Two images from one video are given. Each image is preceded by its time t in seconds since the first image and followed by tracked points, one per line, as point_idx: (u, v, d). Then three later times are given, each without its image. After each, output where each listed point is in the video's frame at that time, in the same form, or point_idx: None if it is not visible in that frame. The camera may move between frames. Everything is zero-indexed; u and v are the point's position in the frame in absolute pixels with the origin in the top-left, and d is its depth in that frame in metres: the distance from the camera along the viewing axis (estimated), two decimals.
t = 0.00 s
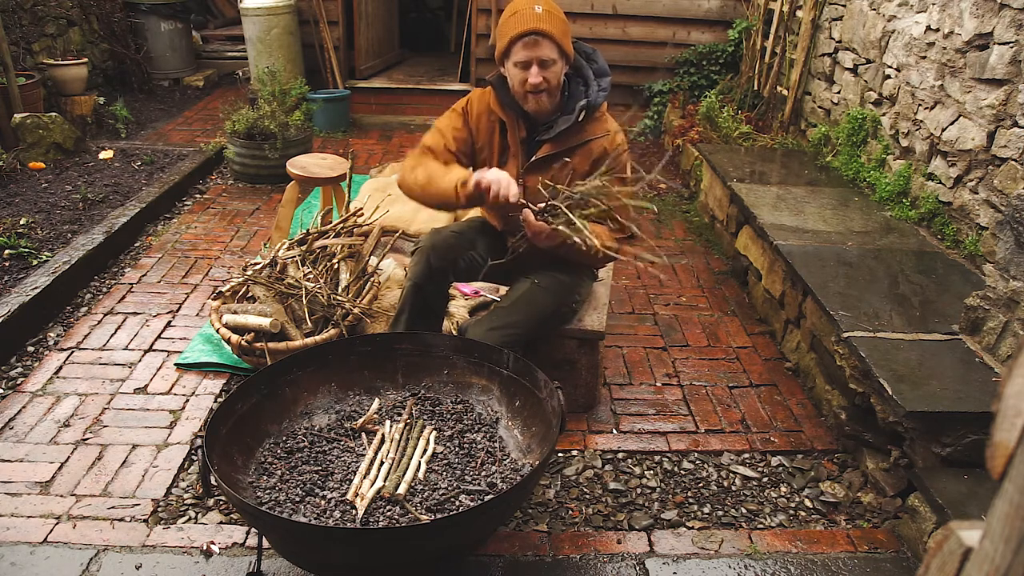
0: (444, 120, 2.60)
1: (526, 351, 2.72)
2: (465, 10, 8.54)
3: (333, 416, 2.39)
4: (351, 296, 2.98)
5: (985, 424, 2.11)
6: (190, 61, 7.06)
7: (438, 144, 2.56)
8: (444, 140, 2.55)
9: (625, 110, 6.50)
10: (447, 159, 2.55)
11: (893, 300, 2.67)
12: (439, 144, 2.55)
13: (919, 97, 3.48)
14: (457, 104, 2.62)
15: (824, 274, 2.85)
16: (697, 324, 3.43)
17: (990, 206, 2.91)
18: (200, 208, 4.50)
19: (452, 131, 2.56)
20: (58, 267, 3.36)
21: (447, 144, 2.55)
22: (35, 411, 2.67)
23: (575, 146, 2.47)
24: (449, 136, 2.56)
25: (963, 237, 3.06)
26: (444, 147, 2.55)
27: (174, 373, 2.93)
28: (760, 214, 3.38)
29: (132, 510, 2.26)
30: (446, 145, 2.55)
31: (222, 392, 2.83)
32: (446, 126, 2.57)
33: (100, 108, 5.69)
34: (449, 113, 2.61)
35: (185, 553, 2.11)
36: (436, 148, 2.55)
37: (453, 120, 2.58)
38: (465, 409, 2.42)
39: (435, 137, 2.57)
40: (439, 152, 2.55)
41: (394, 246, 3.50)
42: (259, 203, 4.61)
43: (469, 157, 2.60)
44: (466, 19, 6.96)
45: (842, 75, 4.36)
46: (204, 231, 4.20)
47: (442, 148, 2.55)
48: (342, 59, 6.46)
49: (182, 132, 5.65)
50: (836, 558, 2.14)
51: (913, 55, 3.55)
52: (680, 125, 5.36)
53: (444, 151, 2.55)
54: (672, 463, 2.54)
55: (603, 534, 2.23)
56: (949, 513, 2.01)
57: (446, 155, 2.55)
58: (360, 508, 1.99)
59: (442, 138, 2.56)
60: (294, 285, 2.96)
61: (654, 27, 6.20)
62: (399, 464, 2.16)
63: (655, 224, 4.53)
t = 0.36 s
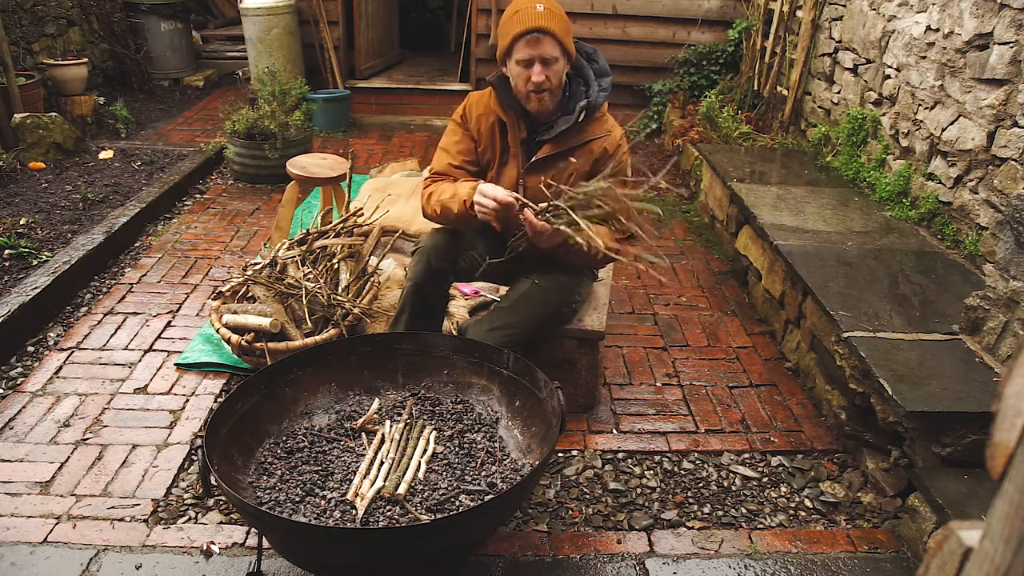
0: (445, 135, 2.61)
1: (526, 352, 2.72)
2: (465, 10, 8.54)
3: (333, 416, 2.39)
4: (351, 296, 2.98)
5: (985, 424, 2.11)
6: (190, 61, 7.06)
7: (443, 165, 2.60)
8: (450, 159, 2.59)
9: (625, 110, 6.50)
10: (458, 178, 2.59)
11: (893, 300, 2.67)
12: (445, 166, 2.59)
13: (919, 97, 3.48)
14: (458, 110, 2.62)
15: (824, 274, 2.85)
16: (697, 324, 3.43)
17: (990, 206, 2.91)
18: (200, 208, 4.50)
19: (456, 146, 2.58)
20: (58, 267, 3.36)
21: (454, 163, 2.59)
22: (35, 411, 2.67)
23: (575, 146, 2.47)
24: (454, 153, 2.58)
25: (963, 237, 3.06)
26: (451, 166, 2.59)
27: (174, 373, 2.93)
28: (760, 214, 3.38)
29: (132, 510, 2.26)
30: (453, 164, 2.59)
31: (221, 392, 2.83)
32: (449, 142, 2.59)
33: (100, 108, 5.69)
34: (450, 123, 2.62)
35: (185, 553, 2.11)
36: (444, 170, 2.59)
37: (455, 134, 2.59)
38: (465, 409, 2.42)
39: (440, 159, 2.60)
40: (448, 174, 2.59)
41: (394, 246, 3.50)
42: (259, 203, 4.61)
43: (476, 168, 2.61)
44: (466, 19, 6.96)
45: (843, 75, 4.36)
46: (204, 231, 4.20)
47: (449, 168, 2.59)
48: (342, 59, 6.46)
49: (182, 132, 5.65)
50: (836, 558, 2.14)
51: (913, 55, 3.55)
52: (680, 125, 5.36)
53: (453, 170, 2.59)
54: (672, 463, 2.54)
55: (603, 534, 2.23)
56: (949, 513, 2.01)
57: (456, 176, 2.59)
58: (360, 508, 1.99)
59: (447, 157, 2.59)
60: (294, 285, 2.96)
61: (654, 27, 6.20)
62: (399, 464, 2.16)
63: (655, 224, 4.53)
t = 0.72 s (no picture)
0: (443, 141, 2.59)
1: (526, 352, 2.72)
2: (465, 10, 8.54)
3: (333, 416, 2.39)
4: (351, 296, 2.99)
5: (985, 424, 2.11)
6: (190, 61, 7.06)
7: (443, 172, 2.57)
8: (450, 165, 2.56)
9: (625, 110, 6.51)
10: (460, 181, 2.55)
11: (893, 300, 2.67)
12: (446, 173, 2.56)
13: (919, 97, 3.48)
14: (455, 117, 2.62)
15: (824, 274, 2.85)
16: (697, 324, 3.43)
17: (990, 206, 2.91)
18: (200, 208, 4.50)
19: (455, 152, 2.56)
20: (58, 267, 3.36)
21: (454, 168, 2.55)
22: (35, 410, 2.67)
23: (575, 145, 2.47)
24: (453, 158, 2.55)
25: (963, 237, 3.06)
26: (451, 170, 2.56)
27: (174, 373, 2.93)
28: (760, 214, 3.38)
29: (132, 510, 2.26)
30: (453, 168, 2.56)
31: (222, 392, 2.83)
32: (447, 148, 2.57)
33: (100, 108, 5.69)
34: (447, 130, 2.60)
35: (185, 553, 2.11)
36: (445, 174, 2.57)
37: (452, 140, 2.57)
38: (465, 409, 2.42)
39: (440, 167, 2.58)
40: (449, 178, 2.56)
41: (394, 246, 3.50)
42: (259, 203, 4.61)
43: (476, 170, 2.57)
44: (466, 19, 6.97)
45: (842, 75, 4.36)
46: (204, 231, 4.20)
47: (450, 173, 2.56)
48: (342, 59, 6.46)
49: (182, 132, 5.65)
50: (836, 558, 2.14)
51: (913, 55, 3.55)
52: (680, 125, 5.36)
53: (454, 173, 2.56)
54: (672, 463, 2.54)
55: (603, 534, 2.23)
56: (949, 513, 2.01)
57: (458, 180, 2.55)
58: (360, 508, 1.99)
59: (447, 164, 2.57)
60: (294, 285, 2.96)
61: (654, 27, 6.20)
62: (399, 464, 2.16)
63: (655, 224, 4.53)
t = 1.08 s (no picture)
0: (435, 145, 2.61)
1: (526, 352, 2.72)
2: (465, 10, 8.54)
3: (333, 416, 2.39)
4: (351, 296, 2.99)
5: (985, 424, 2.11)
6: (190, 61, 7.06)
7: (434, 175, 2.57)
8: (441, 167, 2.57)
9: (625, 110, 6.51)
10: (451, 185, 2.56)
11: (893, 300, 2.67)
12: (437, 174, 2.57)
13: (919, 97, 3.48)
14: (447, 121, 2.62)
15: (824, 274, 2.85)
16: (697, 324, 3.43)
17: (990, 206, 2.91)
18: (200, 208, 4.50)
19: (446, 155, 2.57)
20: (58, 267, 3.36)
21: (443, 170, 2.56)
22: (35, 411, 2.67)
23: (567, 147, 2.47)
24: (443, 161, 2.56)
25: (963, 237, 3.06)
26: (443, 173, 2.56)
27: (174, 373, 2.93)
28: (760, 214, 3.38)
29: (132, 510, 2.26)
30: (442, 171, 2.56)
31: (221, 392, 2.83)
32: (439, 151, 2.58)
33: (100, 108, 5.69)
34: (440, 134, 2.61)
35: (185, 553, 2.11)
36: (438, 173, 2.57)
37: (445, 143, 2.58)
38: (465, 409, 2.42)
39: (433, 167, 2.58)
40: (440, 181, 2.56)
41: (394, 246, 3.50)
42: (259, 203, 4.61)
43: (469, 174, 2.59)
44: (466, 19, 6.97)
45: (843, 75, 4.36)
46: (204, 231, 4.20)
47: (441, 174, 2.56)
48: (342, 59, 6.46)
49: (182, 132, 5.65)
50: (836, 558, 2.14)
51: (914, 55, 3.55)
52: (680, 125, 5.36)
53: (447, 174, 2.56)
54: (672, 463, 2.54)
55: (603, 534, 2.23)
56: (949, 513, 2.01)
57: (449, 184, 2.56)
58: (360, 508, 1.99)
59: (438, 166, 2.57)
60: (294, 285, 2.96)
61: (654, 27, 6.20)
62: (399, 464, 2.16)
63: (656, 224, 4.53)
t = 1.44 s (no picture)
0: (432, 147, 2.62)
1: (526, 352, 2.72)
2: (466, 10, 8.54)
3: (333, 416, 2.39)
4: (351, 296, 2.99)
5: (985, 424, 2.12)
6: (190, 61, 7.06)
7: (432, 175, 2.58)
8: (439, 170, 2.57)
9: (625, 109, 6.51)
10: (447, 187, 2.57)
11: (893, 300, 2.67)
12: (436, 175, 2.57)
13: (919, 97, 3.48)
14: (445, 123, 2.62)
15: (824, 274, 2.85)
16: (697, 324, 3.43)
17: (990, 206, 2.91)
18: (200, 208, 4.50)
19: (442, 156, 2.58)
20: (58, 267, 3.36)
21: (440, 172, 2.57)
22: (35, 410, 2.67)
23: (564, 149, 2.47)
24: (440, 163, 2.57)
25: (963, 237, 3.06)
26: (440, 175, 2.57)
27: (174, 373, 2.93)
28: (760, 214, 3.38)
29: (132, 510, 2.26)
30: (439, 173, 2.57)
31: (221, 392, 2.83)
32: (436, 154, 2.59)
33: (100, 108, 5.69)
34: (437, 137, 2.62)
35: (185, 553, 2.11)
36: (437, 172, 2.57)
37: (442, 145, 2.59)
38: (465, 409, 2.42)
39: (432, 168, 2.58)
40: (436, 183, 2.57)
41: (394, 246, 3.50)
42: (259, 203, 4.61)
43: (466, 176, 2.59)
44: (466, 19, 6.97)
45: (842, 75, 4.36)
46: (204, 231, 4.20)
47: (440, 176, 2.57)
48: (342, 59, 6.46)
49: (182, 132, 5.66)
50: (836, 558, 2.14)
51: (913, 55, 3.55)
52: (680, 125, 5.36)
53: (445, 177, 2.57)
54: (672, 463, 2.54)
55: (603, 534, 2.23)
56: (949, 513, 2.01)
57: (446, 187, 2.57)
58: (360, 508, 1.99)
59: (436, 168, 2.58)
60: (294, 285, 2.96)
61: (654, 27, 6.20)
62: (399, 464, 2.16)
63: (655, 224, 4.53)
